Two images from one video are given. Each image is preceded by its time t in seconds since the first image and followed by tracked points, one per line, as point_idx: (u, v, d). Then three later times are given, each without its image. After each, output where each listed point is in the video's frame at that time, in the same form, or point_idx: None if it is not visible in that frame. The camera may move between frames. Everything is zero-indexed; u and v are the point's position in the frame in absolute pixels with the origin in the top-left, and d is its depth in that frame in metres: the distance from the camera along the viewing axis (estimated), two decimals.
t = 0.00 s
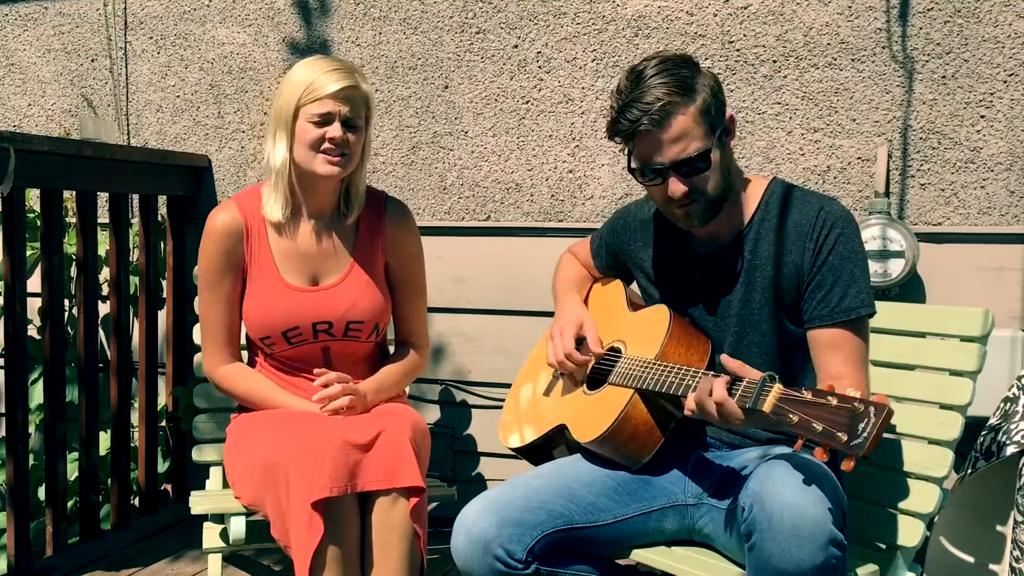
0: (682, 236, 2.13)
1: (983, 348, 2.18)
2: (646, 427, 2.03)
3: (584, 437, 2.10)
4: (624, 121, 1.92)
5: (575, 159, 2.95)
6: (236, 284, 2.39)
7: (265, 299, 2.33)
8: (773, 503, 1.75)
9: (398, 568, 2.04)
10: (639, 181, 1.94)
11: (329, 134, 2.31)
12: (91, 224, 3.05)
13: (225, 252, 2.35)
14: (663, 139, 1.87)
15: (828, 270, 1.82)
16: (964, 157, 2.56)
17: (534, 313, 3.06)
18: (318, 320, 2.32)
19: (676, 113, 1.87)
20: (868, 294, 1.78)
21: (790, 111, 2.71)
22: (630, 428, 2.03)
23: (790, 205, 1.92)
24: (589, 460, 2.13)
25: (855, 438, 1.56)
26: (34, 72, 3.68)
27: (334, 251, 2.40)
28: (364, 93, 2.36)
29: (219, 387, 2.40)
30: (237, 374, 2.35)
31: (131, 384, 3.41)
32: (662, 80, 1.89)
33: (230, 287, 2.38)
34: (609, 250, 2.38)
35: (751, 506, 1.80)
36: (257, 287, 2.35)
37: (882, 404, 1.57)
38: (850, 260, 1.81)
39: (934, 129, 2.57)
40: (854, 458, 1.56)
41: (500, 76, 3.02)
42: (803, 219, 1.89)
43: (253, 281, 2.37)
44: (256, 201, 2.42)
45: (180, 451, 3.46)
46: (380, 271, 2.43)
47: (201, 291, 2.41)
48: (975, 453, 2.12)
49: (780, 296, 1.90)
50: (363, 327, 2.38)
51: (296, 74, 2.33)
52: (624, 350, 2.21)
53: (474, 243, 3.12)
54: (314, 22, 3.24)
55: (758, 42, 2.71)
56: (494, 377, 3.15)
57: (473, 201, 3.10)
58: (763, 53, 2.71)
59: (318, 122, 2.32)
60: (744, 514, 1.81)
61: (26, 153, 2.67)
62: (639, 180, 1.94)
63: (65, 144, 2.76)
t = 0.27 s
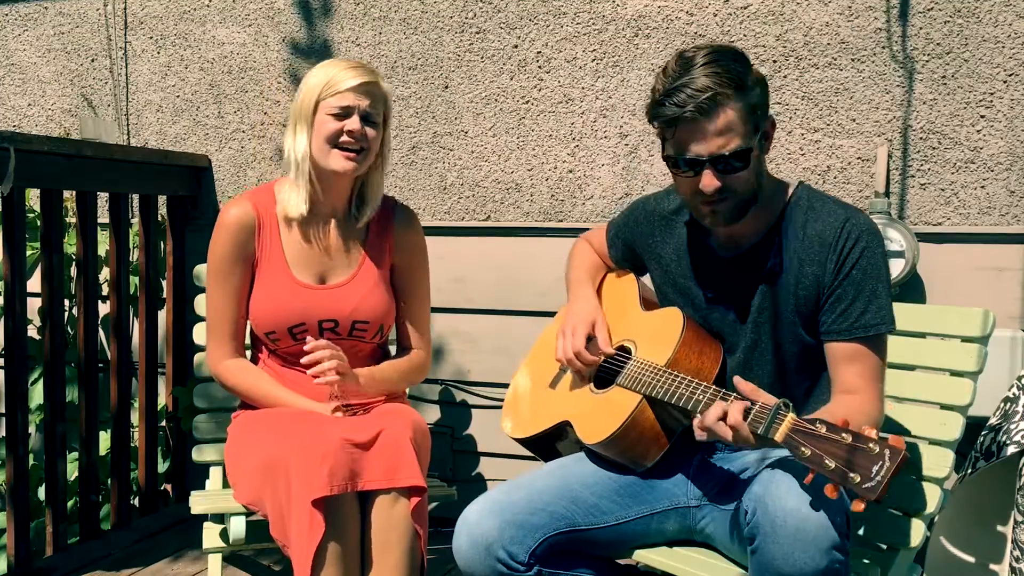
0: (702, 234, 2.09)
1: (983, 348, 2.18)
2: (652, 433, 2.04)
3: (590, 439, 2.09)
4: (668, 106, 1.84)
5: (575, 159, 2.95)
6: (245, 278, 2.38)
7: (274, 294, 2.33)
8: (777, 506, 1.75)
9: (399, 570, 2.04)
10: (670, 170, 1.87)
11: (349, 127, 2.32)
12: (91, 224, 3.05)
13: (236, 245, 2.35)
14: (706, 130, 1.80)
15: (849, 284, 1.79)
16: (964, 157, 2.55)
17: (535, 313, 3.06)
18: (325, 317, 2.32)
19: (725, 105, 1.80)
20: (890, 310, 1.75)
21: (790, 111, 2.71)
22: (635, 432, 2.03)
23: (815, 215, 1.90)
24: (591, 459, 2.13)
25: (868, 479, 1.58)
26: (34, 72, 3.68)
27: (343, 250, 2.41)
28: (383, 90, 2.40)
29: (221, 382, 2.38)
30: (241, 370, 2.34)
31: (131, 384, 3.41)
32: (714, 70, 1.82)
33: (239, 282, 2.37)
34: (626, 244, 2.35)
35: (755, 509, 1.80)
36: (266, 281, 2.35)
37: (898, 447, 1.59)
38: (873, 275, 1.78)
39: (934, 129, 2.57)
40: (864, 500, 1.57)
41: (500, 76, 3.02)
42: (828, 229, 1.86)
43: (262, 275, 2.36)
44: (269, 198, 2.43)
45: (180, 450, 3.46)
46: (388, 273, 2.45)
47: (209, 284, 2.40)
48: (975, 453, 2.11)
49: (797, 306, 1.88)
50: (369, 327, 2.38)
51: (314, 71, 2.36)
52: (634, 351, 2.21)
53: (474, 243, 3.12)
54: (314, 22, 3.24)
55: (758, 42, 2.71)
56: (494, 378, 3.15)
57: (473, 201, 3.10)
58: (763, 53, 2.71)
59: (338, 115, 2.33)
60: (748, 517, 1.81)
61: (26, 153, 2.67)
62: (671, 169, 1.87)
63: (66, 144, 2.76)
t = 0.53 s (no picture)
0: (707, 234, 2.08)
1: (983, 348, 2.17)
2: (651, 437, 2.04)
3: (590, 442, 2.10)
4: (690, 107, 1.83)
5: (575, 159, 2.95)
6: (250, 275, 2.37)
7: (279, 292, 2.33)
8: (780, 508, 1.75)
9: (400, 571, 2.04)
10: (685, 173, 1.87)
11: (364, 123, 2.33)
12: (91, 224, 3.05)
13: (241, 243, 2.34)
14: (728, 135, 1.80)
15: (855, 291, 1.80)
16: (964, 157, 2.56)
17: (534, 313, 3.06)
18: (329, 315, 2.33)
19: (749, 110, 1.79)
20: (896, 318, 1.75)
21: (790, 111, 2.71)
22: (636, 435, 2.04)
23: (823, 219, 1.90)
24: (590, 460, 2.13)
25: (869, 500, 1.59)
26: (34, 72, 3.68)
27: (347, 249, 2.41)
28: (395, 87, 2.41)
29: (224, 381, 2.37)
30: (244, 368, 2.33)
31: (131, 384, 3.41)
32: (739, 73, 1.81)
33: (243, 279, 2.36)
34: (628, 240, 2.33)
35: (757, 511, 1.79)
36: (270, 279, 2.35)
37: (900, 468, 1.59)
38: (879, 281, 1.79)
39: (934, 129, 2.57)
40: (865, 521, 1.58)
41: (500, 76, 3.02)
42: (835, 234, 1.85)
43: (266, 273, 2.36)
44: (275, 196, 2.42)
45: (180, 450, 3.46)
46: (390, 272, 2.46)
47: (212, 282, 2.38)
48: (975, 452, 2.11)
49: (801, 311, 1.87)
50: (371, 325, 2.38)
51: (326, 71, 2.36)
52: (635, 353, 2.21)
53: (474, 243, 3.12)
54: (314, 22, 3.24)
55: (758, 42, 2.71)
56: (494, 378, 3.15)
57: (473, 201, 3.10)
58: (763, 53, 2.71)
59: (354, 112, 2.33)
60: (749, 519, 1.81)
61: (26, 153, 2.67)
62: (686, 172, 1.87)
63: (66, 144, 2.76)
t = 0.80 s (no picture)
0: (694, 234, 2.09)
1: (983, 348, 2.17)
2: (646, 437, 2.04)
3: (585, 444, 2.09)
4: (680, 106, 1.82)
5: (575, 159, 2.95)
6: (248, 277, 2.37)
7: (277, 293, 2.33)
8: (778, 508, 1.75)
9: (401, 570, 2.04)
10: (674, 173, 1.87)
11: (353, 120, 2.32)
12: (91, 224, 3.05)
13: (239, 244, 2.34)
14: (719, 133, 1.79)
15: (843, 285, 1.80)
16: (964, 157, 2.55)
17: (534, 313, 3.06)
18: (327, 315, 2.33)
19: (738, 109, 1.79)
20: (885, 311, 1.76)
21: (790, 111, 2.71)
22: (631, 436, 2.03)
23: (810, 216, 1.90)
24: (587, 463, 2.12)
25: (859, 485, 1.58)
26: (34, 72, 3.68)
27: (345, 249, 2.42)
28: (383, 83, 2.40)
29: (224, 383, 2.37)
30: (243, 370, 2.33)
31: (131, 384, 3.41)
32: (728, 72, 1.81)
33: (241, 280, 2.36)
34: (617, 242, 2.35)
35: (754, 511, 1.80)
36: (268, 280, 2.35)
37: (889, 451, 1.57)
38: (867, 276, 1.79)
39: (934, 129, 2.57)
40: (857, 506, 1.58)
41: (500, 76, 3.02)
42: (822, 230, 1.86)
43: (264, 275, 2.36)
44: (271, 197, 2.42)
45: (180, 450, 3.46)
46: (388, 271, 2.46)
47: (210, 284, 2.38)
48: (975, 453, 2.11)
49: (791, 308, 1.88)
50: (370, 324, 2.38)
51: (315, 70, 2.36)
52: (627, 353, 2.22)
53: (474, 243, 3.12)
54: (314, 22, 3.24)
55: (758, 42, 2.71)
56: (494, 378, 3.15)
57: (473, 201, 3.10)
58: (763, 53, 2.71)
59: (342, 109, 2.32)
60: (748, 519, 1.81)
61: (26, 153, 2.67)
62: (675, 172, 1.87)
63: (66, 144, 2.76)
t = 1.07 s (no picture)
0: (675, 233, 2.12)
1: (983, 348, 2.17)
2: (638, 434, 2.05)
3: (579, 443, 2.11)
4: (652, 95, 1.88)
5: (575, 159, 2.95)
6: (242, 279, 2.38)
7: (270, 294, 2.33)
8: (776, 507, 1.75)
9: (401, 570, 2.05)
10: (649, 163, 1.92)
11: (327, 117, 2.32)
12: (91, 223, 3.04)
13: (231, 247, 2.35)
14: (690, 120, 1.85)
15: (823, 271, 1.83)
16: (964, 157, 2.56)
17: (534, 313, 3.06)
18: (321, 316, 2.33)
19: (708, 95, 1.85)
20: (865, 294, 1.79)
21: (790, 111, 2.71)
22: (623, 433, 2.04)
23: (786, 205, 1.93)
24: (584, 464, 2.13)
25: (838, 450, 1.57)
26: (34, 71, 3.68)
27: (338, 249, 2.41)
28: (360, 79, 2.40)
29: (221, 386, 2.37)
30: (239, 373, 2.33)
31: (131, 384, 3.41)
32: (697, 60, 1.86)
33: (234, 283, 2.37)
34: (602, 247, 2.37)
35: (751, 510, 1.80)
36: (261, 282, 2.35)
37: (866, 414, 1.56)
38: (846, 261, 1.82)
39: (934, 129, 2.57)
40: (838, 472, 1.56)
41: (500, 76, 3.02)
42: (799, 218, 1.89)
43: (257, 276, 2.36)
44: (262, 199, 2.42)
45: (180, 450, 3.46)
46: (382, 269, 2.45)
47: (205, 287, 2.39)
48: (975, 452, 2.12)
49: (775, 297, 1.91)
50: (365, 324, 2.38)
51: (290, 69, 2.36)
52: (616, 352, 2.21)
53: (473, 243, 3.12)
54: (314, 22, 3.24)
55: (758, 42, 2.71)
56: (494, 377, 3.15)
57: (473, 201, 3.10)
58: (763, 53, 2.71)
59: (316, 106, 2.32)
60: (745, 518, 1.82)
61: (26, 153, 2.67)
62: (649, 162, 1.92)
63: (66, 144, 2.76)
